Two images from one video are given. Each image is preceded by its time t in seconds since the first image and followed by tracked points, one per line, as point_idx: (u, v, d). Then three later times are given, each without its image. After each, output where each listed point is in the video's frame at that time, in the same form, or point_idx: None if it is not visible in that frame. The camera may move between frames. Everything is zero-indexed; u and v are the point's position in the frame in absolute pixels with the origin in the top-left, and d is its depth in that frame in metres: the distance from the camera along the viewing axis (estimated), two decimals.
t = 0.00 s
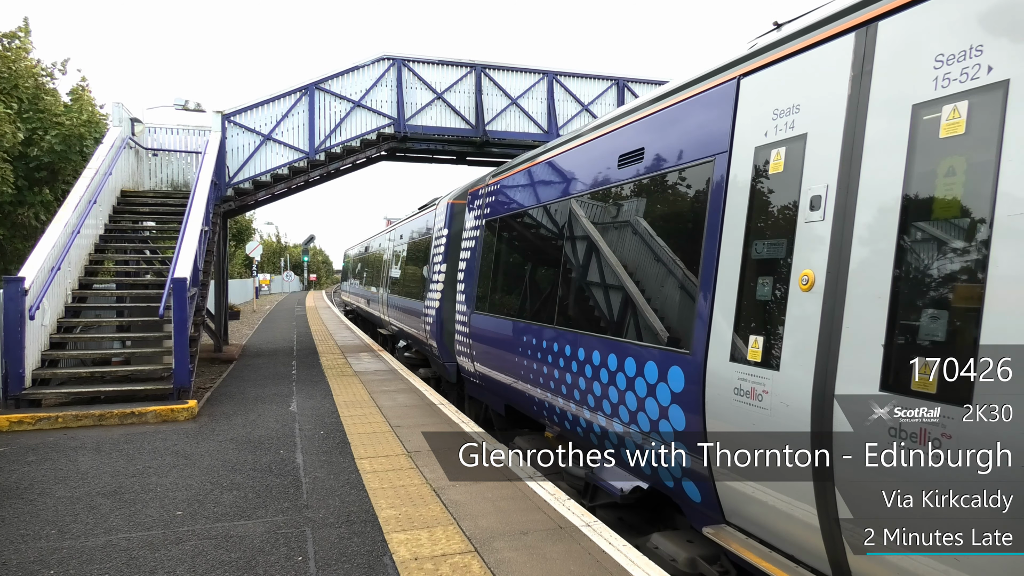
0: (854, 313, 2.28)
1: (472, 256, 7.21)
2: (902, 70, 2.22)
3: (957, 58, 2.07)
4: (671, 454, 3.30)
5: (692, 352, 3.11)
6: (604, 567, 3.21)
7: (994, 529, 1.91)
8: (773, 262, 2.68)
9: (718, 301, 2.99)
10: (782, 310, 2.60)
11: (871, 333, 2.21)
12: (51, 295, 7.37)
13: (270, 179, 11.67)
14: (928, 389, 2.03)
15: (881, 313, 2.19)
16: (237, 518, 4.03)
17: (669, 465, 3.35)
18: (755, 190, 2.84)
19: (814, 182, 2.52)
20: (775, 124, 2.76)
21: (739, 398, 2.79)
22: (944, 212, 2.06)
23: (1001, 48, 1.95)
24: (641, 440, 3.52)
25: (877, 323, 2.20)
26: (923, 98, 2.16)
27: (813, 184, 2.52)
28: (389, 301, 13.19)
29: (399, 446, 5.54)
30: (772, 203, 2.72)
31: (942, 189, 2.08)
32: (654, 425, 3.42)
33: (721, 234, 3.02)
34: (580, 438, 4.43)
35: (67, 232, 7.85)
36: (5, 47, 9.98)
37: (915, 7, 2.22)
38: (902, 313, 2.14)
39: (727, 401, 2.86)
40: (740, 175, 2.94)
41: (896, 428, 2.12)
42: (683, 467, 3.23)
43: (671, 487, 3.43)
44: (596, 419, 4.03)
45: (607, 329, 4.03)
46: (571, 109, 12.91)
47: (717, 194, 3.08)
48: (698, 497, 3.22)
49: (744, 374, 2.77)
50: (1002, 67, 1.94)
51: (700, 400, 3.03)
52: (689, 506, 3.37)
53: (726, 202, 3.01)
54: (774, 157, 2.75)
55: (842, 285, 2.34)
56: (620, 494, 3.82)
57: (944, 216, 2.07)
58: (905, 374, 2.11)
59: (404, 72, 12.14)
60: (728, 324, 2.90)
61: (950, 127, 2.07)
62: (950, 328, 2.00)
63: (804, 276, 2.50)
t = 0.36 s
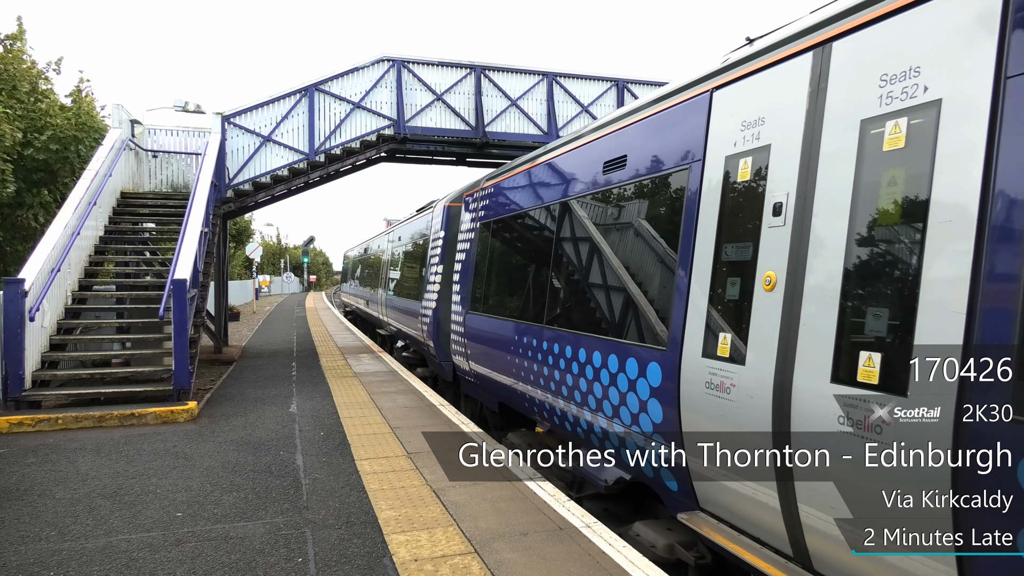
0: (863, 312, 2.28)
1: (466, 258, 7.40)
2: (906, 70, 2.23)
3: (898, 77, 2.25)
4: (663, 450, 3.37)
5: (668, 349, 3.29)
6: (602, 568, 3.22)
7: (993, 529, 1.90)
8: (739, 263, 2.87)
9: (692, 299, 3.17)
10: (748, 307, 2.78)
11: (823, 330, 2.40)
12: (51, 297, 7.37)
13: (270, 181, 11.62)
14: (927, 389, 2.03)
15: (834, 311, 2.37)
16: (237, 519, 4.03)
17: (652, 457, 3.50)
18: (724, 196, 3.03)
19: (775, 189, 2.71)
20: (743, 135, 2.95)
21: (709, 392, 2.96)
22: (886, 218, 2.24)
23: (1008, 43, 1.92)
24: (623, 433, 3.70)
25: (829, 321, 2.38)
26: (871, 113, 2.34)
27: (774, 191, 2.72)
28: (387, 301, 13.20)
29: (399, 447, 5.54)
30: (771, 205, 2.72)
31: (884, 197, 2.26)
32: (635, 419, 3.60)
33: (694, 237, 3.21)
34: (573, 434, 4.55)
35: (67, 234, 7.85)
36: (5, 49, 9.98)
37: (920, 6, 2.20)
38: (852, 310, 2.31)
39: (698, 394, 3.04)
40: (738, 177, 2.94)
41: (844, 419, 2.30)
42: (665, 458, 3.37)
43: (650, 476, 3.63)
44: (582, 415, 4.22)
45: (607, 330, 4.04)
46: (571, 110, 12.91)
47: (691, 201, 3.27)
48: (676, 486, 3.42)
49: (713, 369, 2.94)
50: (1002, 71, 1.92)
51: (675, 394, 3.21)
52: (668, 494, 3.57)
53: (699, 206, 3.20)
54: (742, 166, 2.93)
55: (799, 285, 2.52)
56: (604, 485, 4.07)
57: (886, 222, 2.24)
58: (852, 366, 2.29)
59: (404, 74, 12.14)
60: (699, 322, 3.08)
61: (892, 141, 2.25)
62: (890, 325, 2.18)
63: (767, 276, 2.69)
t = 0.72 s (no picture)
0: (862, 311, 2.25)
1: (461, 258, 7.59)
2: (904, 69, 2.21)
3: (848, 93, 2.43)
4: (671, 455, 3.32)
5: (644, 346, 3.52)
6: (601, 568, 3.23)
7: (994, 529, 1.90)
8: (707, 264, 3.06)
9: (666, 299, 3.38)
10: (737, 306, 2.82)
11: (778, 326, 2.59)
12: (51, 297, 7.38)
13: (270, 181, 11.63)
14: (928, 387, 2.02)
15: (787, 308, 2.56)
16: (237, 520, 4.03)
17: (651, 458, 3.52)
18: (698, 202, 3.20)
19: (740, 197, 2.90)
20: (712, 145, 3.14)
21: (682, 385, 3.17)
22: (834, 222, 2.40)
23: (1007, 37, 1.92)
24: (606, 426, 3.90)
25: (783, 318, 2.57)
26: (823, 127, 2.51)
27: (738, 196, 2.91)
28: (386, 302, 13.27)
29: (399, 447, 5.55)
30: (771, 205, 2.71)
31: (832, 204, 2.43)
32: (615, 412, 3.81)
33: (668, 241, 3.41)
34: (571, 434, 4.55)
35: (67, 235, 7.85)
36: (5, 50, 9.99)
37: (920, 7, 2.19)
38: (804, 307, 2.49)
39: (672, 388, 3.25)
40: (737, 178, 2.93)
41: (795, 411, 2.49)
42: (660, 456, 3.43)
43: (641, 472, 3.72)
44: (569, 408, 4.41)
45: (607, 331, 4.01)
46: (572, 110, 12.90)
47: (667, 205, 3.48)
48: (653, 474, 3.60)
49: (684, 363, 3.15)
50: (996, 71, 1.94)
51: (650, 387, 3.42)
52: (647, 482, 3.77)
53: (672, 209, 3.42)
54: (711, 175, 3.12)
55: (759, 286, 2.71)
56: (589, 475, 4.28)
57: (834, 226, 2.41)
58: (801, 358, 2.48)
59: (404, 74, 12.15)
60: (673, 320, 3.30)
61: (840, 151, 2.42)
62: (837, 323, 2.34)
63: (732, 277, 2.87)
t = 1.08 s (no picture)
0: (864, 311, 2.23)
1: (456, 258, 7.73)
2: (901, 68, 2.21)
3: (799, 109, 2.63)
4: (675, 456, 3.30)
5: (624, 341, 3.74)
6: (601, 568, 3.23)
7: (994, 529, 1.88)
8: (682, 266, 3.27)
9: (646, 270, 3.61)
10: (738, 307, 2.82)
11: (751, 325, 2.74)
12: (51, 298, 7.38)
13: (270, 182, 11.64)
14: (932, 386, 2.02)
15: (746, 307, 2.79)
16: (237, 520, 4.03)
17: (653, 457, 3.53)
18: (671, 207, 3.44)
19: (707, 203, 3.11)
20: (685, 153, 3.37)
21: (656, 378, 3.38)
22: (786, 229, 2.61)
23: (1007, 34, 1.91)
24: (589, 418, 4.15)
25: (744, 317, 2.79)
26: (778, 139, 2.73)
27: (705, 203, 3.12)
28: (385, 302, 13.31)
29: (399, 448, 5.55)
30: (772, 206, 2.71)
31: (786, 210, 2.64)
32: (597, 404, 4.06)
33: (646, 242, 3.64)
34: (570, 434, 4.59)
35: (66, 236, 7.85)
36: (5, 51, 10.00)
37: (918, 5, 2.18)
38: (762, 306, 2.70)
39: (647, 380, 3.46)
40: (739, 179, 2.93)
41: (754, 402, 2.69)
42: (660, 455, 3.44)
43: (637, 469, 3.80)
44: (559, 404, 4.62)
45: (609, 331, 3.98)
46: (571, 110, 12.90)
47: (645, 209, 3.71)
48: (631, 463, 3.81)
49: (660, 358, 3.36)
50: (996, 70, 1.93)
51: (629, 379, 3.65)
52: (626, 470, 4.00)
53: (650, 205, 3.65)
54: (684, 182, 3.36)
55: (723, 285, 2.93)
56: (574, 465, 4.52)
57: (787, 232, 2.62)
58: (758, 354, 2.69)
59: (403, 74, 12.15)
60: (648, 320, 3.53)
61: (792, 163, 2.62)
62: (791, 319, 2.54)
63: (701, 278, 3.09)
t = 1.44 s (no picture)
0: (872, 310, 2.23)
1: (451, 257, 7.91)
2: (901, 67, 2.22)
3: (757, 123, 2.86)
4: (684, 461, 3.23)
5: (604, 337, 3.97)
6: (602, 568, 3.23)
7: (993, 530, 1.85)
8: (655, 265, 3.51)
9: (626, 261, 3.84)
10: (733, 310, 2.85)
11: (746, 323, 2.74)
12: (50, 298, 7.37)
13: (269, 182, 11.65)
14: (936, 387, 2.00)
15: (709, 302, 3.00)
16: (236, 521, 4.03)
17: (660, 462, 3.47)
18: (647, 210, 3.68)
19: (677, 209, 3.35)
20: (658, 161, 3.62)
21: (632, 371, 3.61)
22: (744, 233, 2.82)
23: (1007, 33, 1.90)
24: (573, 411, 4.39)
25: (705, 313, 3.01)
26: (740, 150, 2.94)
27: (676, 208, 3.35)
28: (383, 301, 13.38)
29: (398, 448, 5.56)
30: (766, 205, 2.72)
31: (744, 215, 2.85)
32: (580, 396, 4.31)
33: (622, 245, 3.88)
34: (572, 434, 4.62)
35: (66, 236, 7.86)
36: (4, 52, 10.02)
37: (920, 5, 2.18)
38: (746, 305, 2.77)
39: (624, 373, 3.69)
40: (734, 179, 2.95)
41: (711, 391, 2.91)
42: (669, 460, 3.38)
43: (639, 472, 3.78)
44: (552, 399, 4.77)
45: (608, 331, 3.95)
46: (571, 111, 12.90)
47: (622, 212, 3.97)
48: (611, 451, 4.06)
49: (634, 352, 3.59)
50: (998, 70, 1.92)
51: (607, 373, 3.90)
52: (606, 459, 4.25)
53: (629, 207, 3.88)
54: (656, 188, 3.60)
55: (690, 284, 3.15)
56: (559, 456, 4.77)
57: (745, 236, 2.84)
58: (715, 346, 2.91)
59: (402, 75, 12.15)
60: (625, 316, 3.76)
61: (749, 173, 2.84)
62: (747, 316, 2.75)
63: (671, 278, 3.32)
